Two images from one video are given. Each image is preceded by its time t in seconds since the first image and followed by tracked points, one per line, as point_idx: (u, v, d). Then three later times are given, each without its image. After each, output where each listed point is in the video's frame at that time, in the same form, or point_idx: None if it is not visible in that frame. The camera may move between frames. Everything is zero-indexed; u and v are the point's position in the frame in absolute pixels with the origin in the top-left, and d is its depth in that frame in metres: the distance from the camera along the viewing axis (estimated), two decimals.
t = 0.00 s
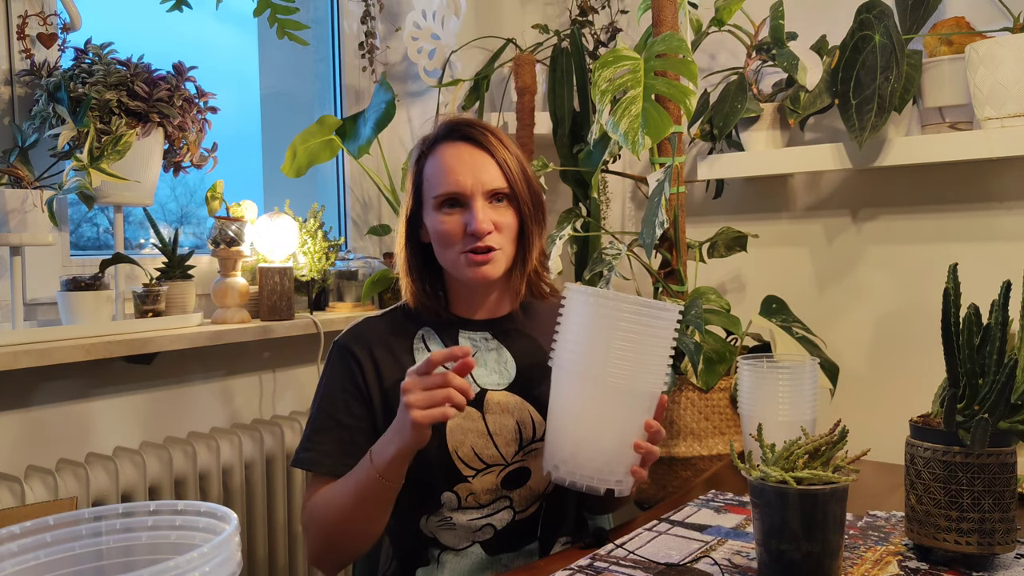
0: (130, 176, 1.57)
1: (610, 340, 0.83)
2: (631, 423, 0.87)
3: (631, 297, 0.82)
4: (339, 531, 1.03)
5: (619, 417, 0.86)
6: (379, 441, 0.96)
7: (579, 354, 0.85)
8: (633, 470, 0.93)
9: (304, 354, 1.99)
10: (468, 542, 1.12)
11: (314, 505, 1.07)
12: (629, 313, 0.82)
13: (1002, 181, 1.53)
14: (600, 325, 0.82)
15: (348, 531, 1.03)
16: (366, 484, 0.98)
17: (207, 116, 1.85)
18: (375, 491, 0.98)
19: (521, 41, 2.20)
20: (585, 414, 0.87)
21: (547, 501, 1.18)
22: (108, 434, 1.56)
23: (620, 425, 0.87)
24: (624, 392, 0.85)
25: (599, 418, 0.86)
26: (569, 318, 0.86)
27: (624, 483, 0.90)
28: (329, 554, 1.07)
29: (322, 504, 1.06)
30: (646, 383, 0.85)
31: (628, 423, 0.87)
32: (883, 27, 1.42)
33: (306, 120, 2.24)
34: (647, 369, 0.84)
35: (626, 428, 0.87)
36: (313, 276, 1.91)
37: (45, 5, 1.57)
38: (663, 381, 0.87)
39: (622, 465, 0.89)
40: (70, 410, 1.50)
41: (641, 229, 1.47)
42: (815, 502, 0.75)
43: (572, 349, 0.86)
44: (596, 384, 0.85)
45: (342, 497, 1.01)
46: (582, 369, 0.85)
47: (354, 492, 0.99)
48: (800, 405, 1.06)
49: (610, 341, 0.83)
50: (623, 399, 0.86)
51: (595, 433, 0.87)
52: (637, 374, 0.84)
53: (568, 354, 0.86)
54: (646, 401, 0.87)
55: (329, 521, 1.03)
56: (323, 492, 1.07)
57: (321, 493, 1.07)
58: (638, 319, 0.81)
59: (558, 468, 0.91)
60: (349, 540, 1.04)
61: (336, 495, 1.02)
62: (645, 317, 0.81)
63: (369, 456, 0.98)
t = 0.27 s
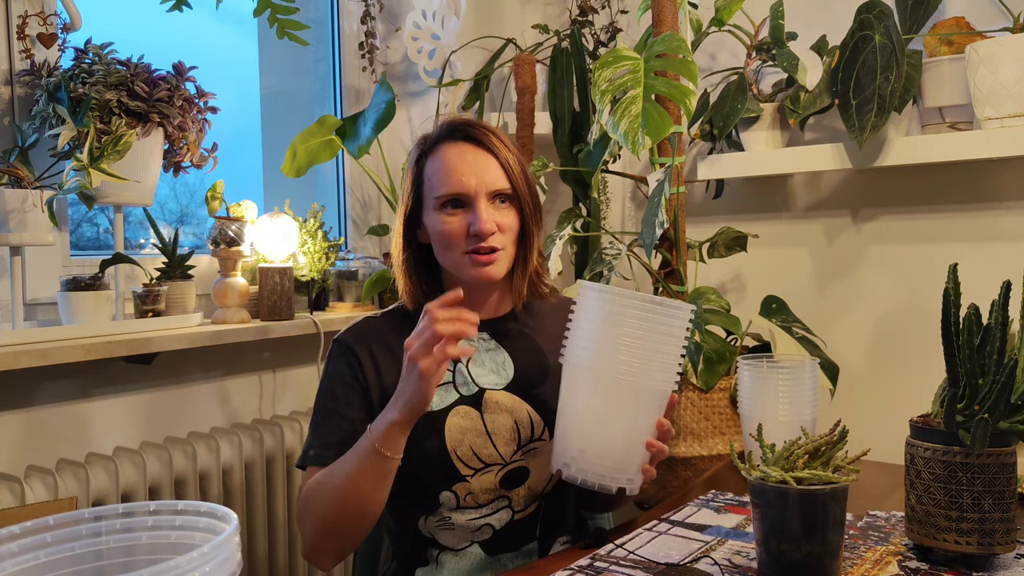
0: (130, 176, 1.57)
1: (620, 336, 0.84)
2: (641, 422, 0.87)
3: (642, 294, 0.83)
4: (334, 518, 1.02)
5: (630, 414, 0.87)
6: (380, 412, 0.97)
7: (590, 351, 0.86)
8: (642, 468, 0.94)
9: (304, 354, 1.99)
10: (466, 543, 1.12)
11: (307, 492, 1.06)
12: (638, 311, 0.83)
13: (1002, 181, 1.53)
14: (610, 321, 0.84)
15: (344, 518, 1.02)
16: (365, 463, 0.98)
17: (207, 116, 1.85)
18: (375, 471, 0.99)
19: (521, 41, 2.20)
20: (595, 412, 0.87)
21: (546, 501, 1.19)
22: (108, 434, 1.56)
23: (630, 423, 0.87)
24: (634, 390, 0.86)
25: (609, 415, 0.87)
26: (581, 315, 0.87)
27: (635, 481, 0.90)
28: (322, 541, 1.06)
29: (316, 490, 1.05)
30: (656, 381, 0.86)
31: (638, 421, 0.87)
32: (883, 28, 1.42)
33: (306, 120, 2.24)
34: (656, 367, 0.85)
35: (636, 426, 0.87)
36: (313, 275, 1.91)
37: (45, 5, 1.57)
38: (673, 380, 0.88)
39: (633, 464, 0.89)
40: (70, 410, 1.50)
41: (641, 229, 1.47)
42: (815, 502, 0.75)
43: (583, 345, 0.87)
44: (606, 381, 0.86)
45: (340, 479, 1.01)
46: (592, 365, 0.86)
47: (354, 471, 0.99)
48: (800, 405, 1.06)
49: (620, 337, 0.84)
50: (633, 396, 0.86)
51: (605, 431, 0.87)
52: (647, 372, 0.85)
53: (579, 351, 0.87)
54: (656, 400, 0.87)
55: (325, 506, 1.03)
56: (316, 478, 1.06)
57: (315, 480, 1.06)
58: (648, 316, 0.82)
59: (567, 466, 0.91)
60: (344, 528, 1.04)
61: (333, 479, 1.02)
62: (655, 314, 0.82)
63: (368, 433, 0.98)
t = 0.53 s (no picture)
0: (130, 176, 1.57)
1: (625, 335, 0.83)
2: (644, 418, 0.87)
3: (645, 292, 0.82)
4: (335, 464, 0.98)
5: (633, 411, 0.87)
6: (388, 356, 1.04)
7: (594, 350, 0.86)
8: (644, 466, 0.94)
9: (305, 354, 1.99)
10: (459, 539, 1.12)
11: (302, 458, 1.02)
12: (642, 308, 0.83)
13: (1002, 181, 1.53)
14: (615, 320, 0.83)
15: (346, 457, 0.98)
16: (372, 397, 1.00)
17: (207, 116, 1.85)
18: (382, 404, 1.00)
19: (521, 41, 2.21)
20: (599, 410, 0.87)
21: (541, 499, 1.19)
22: (108, 434, 1.56)
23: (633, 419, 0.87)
24: (639, 387, 0.86)
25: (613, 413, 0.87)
26: (583, 314, 0.87)
27: (638, 477, 0.90)
28: (317, 506, 0.98)
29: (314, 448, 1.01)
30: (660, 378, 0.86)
31: (640, 417, 0.87)
32: (884, 28, 1.42)
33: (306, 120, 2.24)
34: (660, 364, 0.85)
35: (640, 423, 0.87)
36: (313, 275, 1.91)
37: (45, 5, 1.57)
38: (675, 376, 0.88)
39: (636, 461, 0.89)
40: (70, 410, 1.50)
41: (641, 230, 1.47)
42: (815, 502, 0.75)
43: (587, 345, 0.86)
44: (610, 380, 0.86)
45: (343, 423, 1.00)
46: (596, 364, 0.86)
47: (359, 409, 1.00)
48: (800, 405, 1.06)
49: (625, 336, 0.84)
50: (638, 393, 0.86)
51: (610, 429, 0.87)
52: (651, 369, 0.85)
53: (582, 350, 0.87)
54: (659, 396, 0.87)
55: (326, 456, 0.99)
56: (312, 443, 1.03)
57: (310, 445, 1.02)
58: (652, 313, 0.82)
59: (570, 464, 0.90)
60: (344, 478, 0.98)
61: (335, 428, 1.00)
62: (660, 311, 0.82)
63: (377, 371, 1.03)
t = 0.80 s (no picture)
0: (130, 176, 1.57)
1: (623, 335, 0.83)
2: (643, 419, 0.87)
3: (642, 292, 0.82)
4: (332, 501, 0.98)
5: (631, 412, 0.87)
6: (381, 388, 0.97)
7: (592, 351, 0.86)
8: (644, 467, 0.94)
9: (305, 355, 1.99)
10: (462, 545, 1.12)
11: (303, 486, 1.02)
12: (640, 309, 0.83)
13: (1002, 181, 1.53)
14: (613, 321, 0.83)
15: (343, 495, 0.98)
16: (366, 435, 0.97)
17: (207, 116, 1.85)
18: (377, 444, 0.97)
19: (521, 41, 2.21)
20: (599, 411, 0.87)
21: (541, 500, 1.20)
22: (108, 434, 1.57)
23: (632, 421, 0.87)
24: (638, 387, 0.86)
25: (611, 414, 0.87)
26: (580, 316, 0.86)
27: (638, 478, 0.90)
28: (319, 541, 1.01)
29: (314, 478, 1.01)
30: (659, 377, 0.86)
31: (639, 418, 0.87)
32: (884, 28, 1.42)
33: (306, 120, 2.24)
34: (660, 364, 0.85)
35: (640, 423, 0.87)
36: (313, 276, 1.91)
37: (45, 5, 1.57)
38: (673, 375, 0.88)
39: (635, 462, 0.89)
40: (70, 410, 1.50)
41: (641, 230, 1.47)
42: (815, 502, 0.75)
43: (584, 346, 0.86)
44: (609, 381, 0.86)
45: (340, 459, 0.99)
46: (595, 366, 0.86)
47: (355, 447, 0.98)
48: (800, 405, 1.06)
49: (623, 336, 0.83)
50: (635, 394, 0.86)
51: (610, 430, 0.87)
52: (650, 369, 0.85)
53: (580, 352, 0.87)
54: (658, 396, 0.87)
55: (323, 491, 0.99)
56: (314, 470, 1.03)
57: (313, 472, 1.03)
58: (650, 313, 0.82)
59: (570, 466, 0.90)
60: (342, 513, 0.99)
61: (333, 461, 1.00)
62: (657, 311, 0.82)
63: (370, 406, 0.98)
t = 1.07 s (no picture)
0: (130, 176, 1.57)
1: (616, 319, 0.83)
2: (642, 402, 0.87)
3: (634, 275, 0.83)
4: (353, 547, 1.01)
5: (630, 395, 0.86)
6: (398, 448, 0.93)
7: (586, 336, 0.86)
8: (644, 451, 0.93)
9: (304, 355, 1.99)
10: (466, 543, 1.12)
11: (324, 523, 1.03)
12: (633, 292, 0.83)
13: (1002, 181, 1.53)
14: (605, 304, 0.83)
15: (366, 544, 1.00)
16: (386, 497, 0.96)
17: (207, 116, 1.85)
18: (397, 504, 0.96)
19: (521, 41, 2.21)
20: (597, 396, 0.87)
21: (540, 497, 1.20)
22: (108, 435, 1.56)
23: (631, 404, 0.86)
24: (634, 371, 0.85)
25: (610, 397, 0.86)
26: (574, 302, 0.87)
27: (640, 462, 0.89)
28: None
29: (335, 520, 1.02)
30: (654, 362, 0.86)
31: (638, 402, 0.87)
32: (884, 28, 1.42)
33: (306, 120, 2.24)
34: (654, 347, 0.85)
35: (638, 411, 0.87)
36: (313, 275, 1.91)
37: (45, 5, 1.57)
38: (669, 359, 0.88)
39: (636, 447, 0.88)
40: (70, 410, 1.50)
41: (641, 229, 1.47)
42: (815, 503, 0.75)
43: (578, 331, 0.87)
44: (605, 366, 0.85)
45: (360, 512, 0.99)
46: (588, 351, 0.86)
47: (374, 508, 0.97)
48: (800, 405, 1.06)
49: (616, 319, 0.84)
50: (632, 378, 0.86)
51: (607, 418, 0.87)
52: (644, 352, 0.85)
53: (574, 338, 0.87)
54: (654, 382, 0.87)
55: (344, 539, 1.01)
56: (334, 509, 1.04)
57: (334, 512, 1.03)
58: (642, 296, 0.82)
59: (571, 452, 0.89)
60: (365, 556, 1.02)
61: (353, 513, 1.00)
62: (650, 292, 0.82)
63: (386, 467, 0.95)
